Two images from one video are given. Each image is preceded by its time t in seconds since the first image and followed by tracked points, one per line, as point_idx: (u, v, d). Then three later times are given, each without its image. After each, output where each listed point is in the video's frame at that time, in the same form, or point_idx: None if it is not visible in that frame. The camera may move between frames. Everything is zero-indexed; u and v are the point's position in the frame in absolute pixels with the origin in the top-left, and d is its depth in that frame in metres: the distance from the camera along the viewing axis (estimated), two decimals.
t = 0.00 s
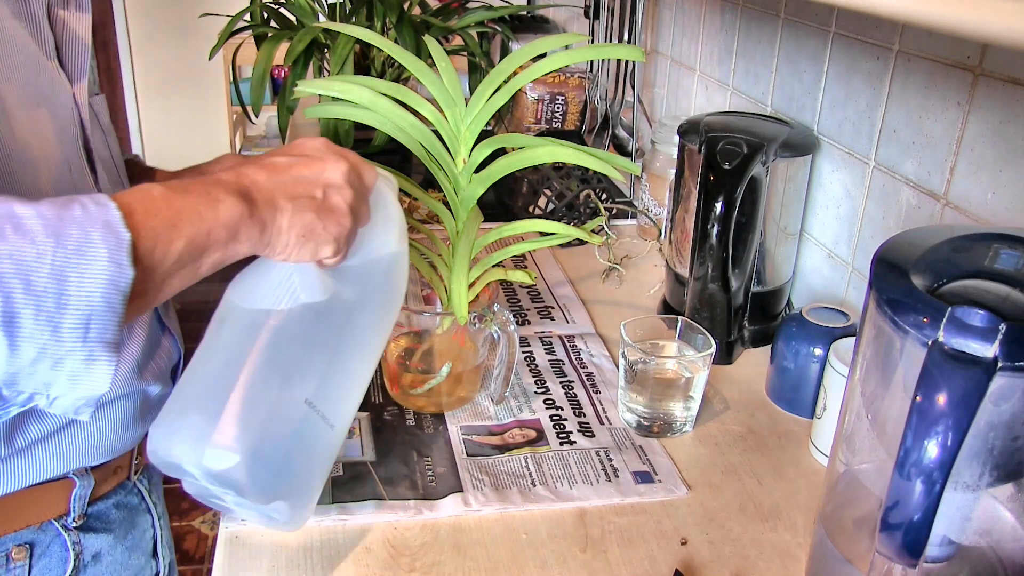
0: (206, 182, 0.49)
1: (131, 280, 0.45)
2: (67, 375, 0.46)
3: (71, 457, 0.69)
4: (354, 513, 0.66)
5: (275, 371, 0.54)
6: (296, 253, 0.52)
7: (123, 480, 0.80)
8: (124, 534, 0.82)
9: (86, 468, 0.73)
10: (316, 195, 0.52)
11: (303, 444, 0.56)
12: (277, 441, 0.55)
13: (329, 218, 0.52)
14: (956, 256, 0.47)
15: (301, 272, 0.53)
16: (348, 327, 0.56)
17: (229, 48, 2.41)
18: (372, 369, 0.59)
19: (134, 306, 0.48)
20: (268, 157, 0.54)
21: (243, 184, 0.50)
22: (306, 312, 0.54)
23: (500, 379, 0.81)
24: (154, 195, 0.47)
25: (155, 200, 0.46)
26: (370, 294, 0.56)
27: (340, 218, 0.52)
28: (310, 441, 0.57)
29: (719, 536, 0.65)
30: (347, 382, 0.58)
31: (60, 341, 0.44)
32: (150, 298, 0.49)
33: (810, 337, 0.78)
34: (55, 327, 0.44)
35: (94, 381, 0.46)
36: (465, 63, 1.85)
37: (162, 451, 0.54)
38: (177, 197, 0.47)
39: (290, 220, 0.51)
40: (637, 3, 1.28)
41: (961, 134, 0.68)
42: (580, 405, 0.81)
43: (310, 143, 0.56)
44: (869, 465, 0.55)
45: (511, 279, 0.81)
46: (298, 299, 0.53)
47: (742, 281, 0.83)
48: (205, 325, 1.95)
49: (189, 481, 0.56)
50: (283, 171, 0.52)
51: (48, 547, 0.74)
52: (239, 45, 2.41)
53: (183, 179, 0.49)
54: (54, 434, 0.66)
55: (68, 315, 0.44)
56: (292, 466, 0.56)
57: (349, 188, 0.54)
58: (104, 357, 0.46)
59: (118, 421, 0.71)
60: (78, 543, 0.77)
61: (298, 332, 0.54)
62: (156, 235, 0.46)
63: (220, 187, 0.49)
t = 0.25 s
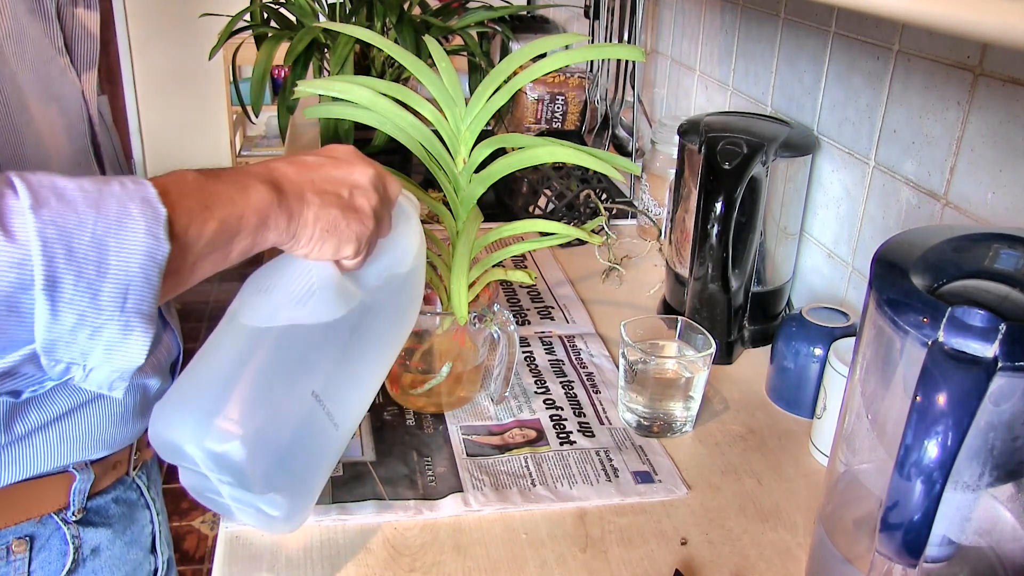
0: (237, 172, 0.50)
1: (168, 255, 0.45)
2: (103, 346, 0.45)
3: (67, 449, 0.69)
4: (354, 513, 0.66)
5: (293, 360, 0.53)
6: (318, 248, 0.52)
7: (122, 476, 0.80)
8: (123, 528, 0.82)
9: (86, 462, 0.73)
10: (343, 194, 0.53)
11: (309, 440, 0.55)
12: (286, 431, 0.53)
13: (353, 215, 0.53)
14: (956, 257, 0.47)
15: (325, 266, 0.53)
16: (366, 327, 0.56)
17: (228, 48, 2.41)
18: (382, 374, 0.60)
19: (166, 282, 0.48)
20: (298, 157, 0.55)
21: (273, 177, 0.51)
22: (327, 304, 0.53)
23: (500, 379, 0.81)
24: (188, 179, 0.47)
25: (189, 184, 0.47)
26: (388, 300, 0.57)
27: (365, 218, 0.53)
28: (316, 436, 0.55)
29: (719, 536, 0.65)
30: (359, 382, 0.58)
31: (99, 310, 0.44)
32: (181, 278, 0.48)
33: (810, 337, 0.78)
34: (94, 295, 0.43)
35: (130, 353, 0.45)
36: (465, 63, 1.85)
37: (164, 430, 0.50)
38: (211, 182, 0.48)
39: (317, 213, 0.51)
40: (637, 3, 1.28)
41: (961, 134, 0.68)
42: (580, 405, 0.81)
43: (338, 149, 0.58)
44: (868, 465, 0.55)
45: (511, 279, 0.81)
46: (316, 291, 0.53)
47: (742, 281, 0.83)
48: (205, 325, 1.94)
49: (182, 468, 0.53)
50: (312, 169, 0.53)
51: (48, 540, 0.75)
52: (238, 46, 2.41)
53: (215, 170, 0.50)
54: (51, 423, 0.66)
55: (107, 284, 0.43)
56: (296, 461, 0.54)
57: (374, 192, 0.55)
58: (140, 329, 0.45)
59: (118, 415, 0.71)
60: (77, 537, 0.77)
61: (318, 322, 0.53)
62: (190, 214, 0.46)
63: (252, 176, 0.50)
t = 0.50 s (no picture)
0: (249, 165, 0.50)
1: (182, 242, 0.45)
2: (116, 330, 0.45)
3: (64, 442, 0.68)
4: (354, 513, 0.66)
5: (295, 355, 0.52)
6: (325, 247, 0.53)
7: (121, 472, 0.80)
8: (122, 525, 0.82)
9: (86, 458, 0.73)
10: (353, 196, 0.54)
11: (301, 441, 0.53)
12: (280, 427, 0.51)
13: (361, 217, 0.53)
14: (956, 257, 0.47)
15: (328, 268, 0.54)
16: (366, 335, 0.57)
17: (228, 48, 2.41)
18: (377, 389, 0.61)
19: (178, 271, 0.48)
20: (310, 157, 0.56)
21: (286, 173, 0.51)
22: (332, 301, 0.54)
23: (500, 379, 0.81)
24: (202, 171, 0.48)
25: (203, 176, 0.47)
26: (390, 311, 0.59)
27: (373, 221, 0.54)
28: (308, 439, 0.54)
29: (719, 536, 0.65)
30: (355, 391, 0.57)
31: (113, 295, 0.43)
32: (194, 268, 0.48)
33: (810, 337, 0.78)
34: (109, 279, 0.43)
35: (143, 338, 0.45)
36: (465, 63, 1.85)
37: (152, 412, 0.47)
38: (224, 175, 0.48)
39: (327, 210, 0.52)
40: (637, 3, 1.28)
41: (961, 134, 0.68)
42: (580, 405, 0.81)
43: (350, 153, 0.59)
44: (868, 465, 0.55)
45: (511, 279, 0.81)
46: (319, 288, 0.53)
47: (741, 281, 0.83)
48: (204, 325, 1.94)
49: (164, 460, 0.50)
50: (324, 169, 0.54)
51: (48, 535, 0.75)
52: (238, 46, 2.41)
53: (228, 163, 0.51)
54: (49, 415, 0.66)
55: (121, 269, 0.43)
56: (287, 460, 0.52)
57: (384, 197, 0.56)
58: (153, 316, 0.45)
59: (118, 410, 0.71)
60: (76, 534, 0.77)
61: (322, 316, 0.53)
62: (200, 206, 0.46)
63: (265, 170, 0.50)
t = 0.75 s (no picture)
0: (254, 168, 0.50)
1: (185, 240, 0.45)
2: (118, 327, 0.44)
3: (63, 442, 0.69)
4: (354, 513, 0.66)
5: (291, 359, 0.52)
6: (326, 253, 0.53)
7: (121, 471, 0.79)
8: (121, 523, 0.81)
9: (84, 457, 0.73)
10: (358, 205, 0.54)
11: (288, 447, 0.53)
12: (268, 430, 0.51)
13: (363, 226, 0.53)
14: (956, 257, 0.47)
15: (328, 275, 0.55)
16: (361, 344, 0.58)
17: (228, 48, 2.42)
18: (369, 399, 0.61)
19: (180, 271, 0.48)
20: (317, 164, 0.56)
21: (292, 178, 0.51)
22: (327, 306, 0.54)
23: (500, 379, 0.81)
24: (207, 172, 0.48)
25: (208, 176, 0.48)
26: (386, 321, 0.60)
27: (374, 231, 0.54)
28: (296, 445, 0.54)
29: (719, 536, 0.65)
30: (347, 399, 0.58)
31: (116, 291, 0.43)
32: (197, 266, 0.48)
33: (810, 338, 0.78)
34: (113, 274, 0.43)
35: (147, 334, 0.45)
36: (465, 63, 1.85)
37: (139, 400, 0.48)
38: (230, 175, 0.48)
39: (330, 216, 0.52)
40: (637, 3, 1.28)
41: (961, 134, 0.68)
42: (580, 405, 0.81)
43: (357, 164, 0.59)
44: (868, 465, 0.55)
45: (511, 279, 0.81)
46: (316, 293, 0.53)
47: (741, 281, 0.84)
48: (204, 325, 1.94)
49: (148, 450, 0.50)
50: (331, 176, 0.54)
51: (46, 534, 0.75)
52: (238, 46, 2.41)
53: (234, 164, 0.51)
54: (49, 414, 0.66)
55: (125, 265, 0.43)
56: (271, 464, 0.52)
57: (388, 210, 0.56)
58: (156, 313, 0.45)
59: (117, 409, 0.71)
60: (74, 533, 0.77)
61: (318, 320, 0.53)
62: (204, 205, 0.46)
63: (270, 172, 0.50)
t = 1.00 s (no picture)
0: (254, 166, 0.50)
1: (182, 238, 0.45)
2: (113, 326, 0.44)
3: (63, 441, 0.69)
4: (354, 513, 0.66)
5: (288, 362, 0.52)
6: (325, 254, 0.53)
7: (120, 471, 0.79)
8: (121, 523, 0.81)
9: (84, 457, 0.73)
10: (358, 207, 0.54)
11: (281, 449, 0.53)
12: (262, 432, 0.51)
13: (363, 229, 0.53)
14: (956, 257, 0.47)
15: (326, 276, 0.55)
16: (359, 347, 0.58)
17: (228, 48, 2.42)
18: (366, 402, 0.61)
19: (178, 270, 0.48)
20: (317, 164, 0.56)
21: (292, 178, 0.51)
22: (324, 308, 0.54)
23: (500, 379, 0.81)
24: (205, 170, 0.48)
25: (207, 175, 0.47)
26: (385, 323, 0.60)
27: (374, 233, 0.54)
28: (290, 446, 0.54)
29: (719, 536, 0.65)
30: (343, 401, 0.58)
31: (111, 289, 0.43)
32: (194, 267, 0.48)
33: (810, 337, 0.78)
34: (108, 272, 0.43)
35: (142, 333, 0.45)
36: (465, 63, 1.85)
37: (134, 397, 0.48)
38: (229, 174, 0.48)
39: (330, 217, 0.52)
40: (637, 3, 1.28)
41: (961, 134, 0.68)
42: (580, 405, 0.81)
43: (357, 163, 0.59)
44: (868, 465, 0.55)
45: (510, 279, 0.81)
46: (314, 294, 0.53)
47: (741, 281, 0.84)
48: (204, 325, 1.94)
49: (143, 446, 0.51)
50: (331, 176, 0.54)
51: (45, 535, 0.75)
52: (238, 45, 2.41)
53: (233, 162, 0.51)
54: (49, 414, 0.66)
55: (120, 262, 0.43)
56: (263, 465, 0.52)
57: (388, 212, 0.56)
58: (151, 311, 0.44)
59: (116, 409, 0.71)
60: (74, 533, 0.77)
61: (316, 323, 0.53)
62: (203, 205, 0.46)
63: (269, 171, 0.50)
